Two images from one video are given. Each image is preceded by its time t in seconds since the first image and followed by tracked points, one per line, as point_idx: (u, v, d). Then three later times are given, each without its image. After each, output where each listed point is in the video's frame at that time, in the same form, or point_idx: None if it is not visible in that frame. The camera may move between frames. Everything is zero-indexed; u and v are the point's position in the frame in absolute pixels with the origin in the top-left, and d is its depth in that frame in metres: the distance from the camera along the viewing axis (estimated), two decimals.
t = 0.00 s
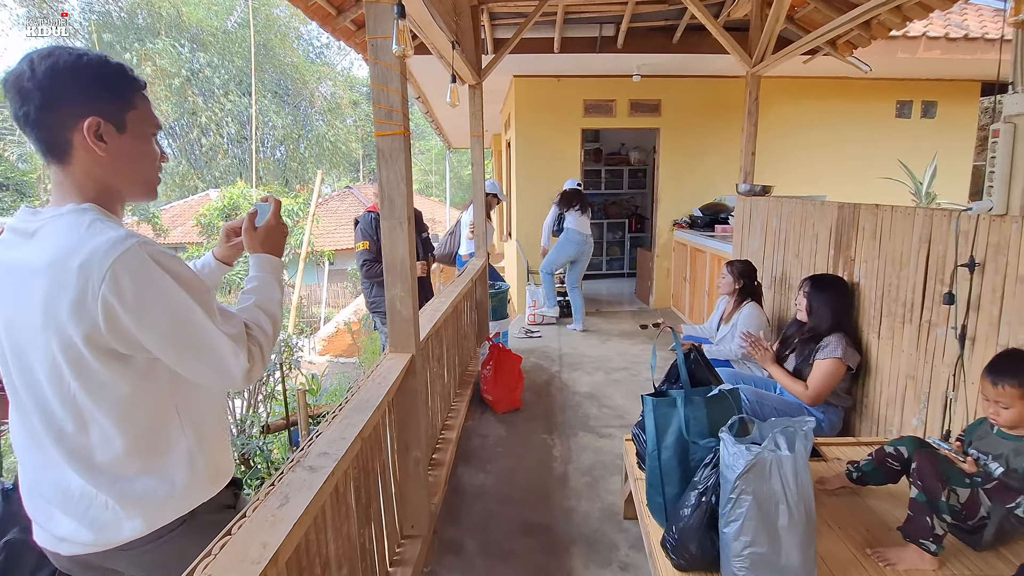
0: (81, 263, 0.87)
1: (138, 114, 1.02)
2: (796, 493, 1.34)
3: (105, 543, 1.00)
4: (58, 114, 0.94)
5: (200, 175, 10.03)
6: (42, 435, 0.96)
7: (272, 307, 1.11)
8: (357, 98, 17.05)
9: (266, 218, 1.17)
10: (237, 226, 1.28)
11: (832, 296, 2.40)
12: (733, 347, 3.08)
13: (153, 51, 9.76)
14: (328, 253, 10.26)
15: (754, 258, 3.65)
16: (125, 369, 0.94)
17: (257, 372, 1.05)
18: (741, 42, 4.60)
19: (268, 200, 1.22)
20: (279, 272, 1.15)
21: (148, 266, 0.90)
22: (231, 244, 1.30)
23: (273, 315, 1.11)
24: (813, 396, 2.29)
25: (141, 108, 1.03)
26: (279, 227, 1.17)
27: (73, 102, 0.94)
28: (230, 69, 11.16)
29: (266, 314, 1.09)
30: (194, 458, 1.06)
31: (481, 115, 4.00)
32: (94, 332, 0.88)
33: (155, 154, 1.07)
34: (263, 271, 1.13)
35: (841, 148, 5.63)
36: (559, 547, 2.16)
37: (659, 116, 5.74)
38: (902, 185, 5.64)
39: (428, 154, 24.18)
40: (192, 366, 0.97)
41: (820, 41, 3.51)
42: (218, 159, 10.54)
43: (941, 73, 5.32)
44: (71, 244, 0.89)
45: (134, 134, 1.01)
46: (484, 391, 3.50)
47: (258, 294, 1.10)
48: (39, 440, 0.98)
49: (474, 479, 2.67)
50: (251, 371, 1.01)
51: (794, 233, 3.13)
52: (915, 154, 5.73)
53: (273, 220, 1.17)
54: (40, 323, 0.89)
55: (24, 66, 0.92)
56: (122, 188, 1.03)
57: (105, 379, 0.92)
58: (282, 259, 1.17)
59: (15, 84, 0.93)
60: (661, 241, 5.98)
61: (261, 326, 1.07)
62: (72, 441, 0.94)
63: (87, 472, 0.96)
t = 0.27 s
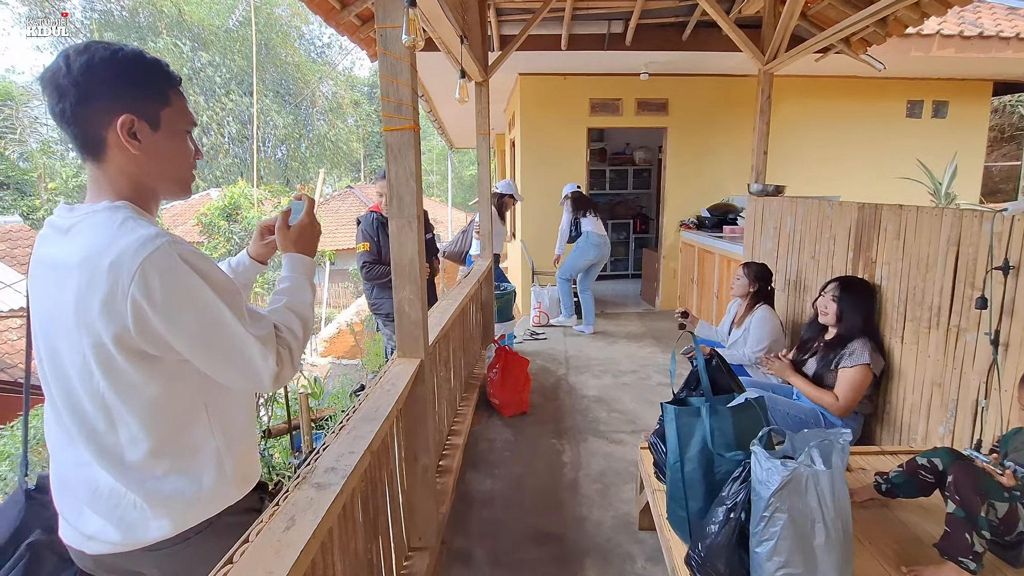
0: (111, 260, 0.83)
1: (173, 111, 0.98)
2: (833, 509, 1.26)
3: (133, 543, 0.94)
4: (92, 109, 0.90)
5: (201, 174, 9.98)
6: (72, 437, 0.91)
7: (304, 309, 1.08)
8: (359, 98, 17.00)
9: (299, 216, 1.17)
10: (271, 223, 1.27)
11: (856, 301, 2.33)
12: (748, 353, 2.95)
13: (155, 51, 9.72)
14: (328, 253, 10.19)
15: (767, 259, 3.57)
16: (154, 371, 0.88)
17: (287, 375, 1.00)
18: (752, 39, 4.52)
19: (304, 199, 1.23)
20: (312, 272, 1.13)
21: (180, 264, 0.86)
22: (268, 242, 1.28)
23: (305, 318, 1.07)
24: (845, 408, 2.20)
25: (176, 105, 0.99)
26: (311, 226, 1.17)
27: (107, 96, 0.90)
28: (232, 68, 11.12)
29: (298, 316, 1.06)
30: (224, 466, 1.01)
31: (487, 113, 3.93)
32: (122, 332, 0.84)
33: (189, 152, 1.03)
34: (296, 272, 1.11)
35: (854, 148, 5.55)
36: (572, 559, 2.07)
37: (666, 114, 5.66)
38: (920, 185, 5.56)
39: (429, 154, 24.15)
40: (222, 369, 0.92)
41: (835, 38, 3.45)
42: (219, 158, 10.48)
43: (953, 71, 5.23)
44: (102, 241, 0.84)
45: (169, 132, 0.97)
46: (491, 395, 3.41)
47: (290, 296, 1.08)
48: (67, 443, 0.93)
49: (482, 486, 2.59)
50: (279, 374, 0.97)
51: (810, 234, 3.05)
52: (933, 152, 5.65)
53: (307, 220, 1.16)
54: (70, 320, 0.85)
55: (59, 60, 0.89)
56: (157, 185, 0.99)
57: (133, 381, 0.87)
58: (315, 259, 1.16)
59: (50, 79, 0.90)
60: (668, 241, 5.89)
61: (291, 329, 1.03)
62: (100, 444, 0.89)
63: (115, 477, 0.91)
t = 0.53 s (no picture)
0: (171, 263, 0.86)
1: (232, 112, 1.04)
2: (871, 534, 1.19)
3: (188, 532, 0.98)
4: (158, 113, 0.97)
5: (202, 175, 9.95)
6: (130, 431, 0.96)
7: (354, 316, 1.13)
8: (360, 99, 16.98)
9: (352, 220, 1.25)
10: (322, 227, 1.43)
11: (878, 306, 2.25)
12: (762, 358, 2.92)
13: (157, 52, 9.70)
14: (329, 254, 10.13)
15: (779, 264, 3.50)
16: (209, 370, 0.92)
17: (334, 381, 1.04)
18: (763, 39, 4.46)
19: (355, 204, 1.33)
20: (361, 278, 1.20)
21: (235, 267, 0.89)
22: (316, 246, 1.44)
23: (353, 325, 1.12)
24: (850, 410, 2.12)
25: (234, 108, 1.04)
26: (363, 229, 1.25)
27: (170, 100, 0.96)
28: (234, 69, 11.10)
29: (345, 322, 1.11)
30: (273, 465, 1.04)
31: (494, 114, 3.86)
32: (180, 332, 0.87)
33: (246, 152, 1.09)
34: (344, 277, 1.18)
35: (864, 151, 5.54)
36: None
37: (674, 116, 5.59)
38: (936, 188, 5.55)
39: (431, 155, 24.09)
40: (274, 370, 0.96)
41: (850, 39, 3.38)
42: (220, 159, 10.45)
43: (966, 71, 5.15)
44: (163, 243, 0.88)
45: (227, 134, 1.04)
46: (498, 402, 3.33)
47: (339, 301, 1.14)
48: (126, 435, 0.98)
49: (490, 497, 2.52)
50: (327, 380, 1.00)
51: (825, 238, 2.98)
52: (950, 153, 5.61)
53: (359, 223, 1.24)
54: (131, 319, 0.89)
55: (127, 64, 0.96)
56: (215, 186, 1.06)
57: (188, 380, 0.91)
58: (364, 264, 1.23)
59: (119, 82, 0.96)
60: (674, 244, 5.82)
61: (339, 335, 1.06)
62: (156, 438, 0.94)
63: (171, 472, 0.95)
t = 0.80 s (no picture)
0: (226, 267, 0.94)
1: (289, 114, 1.12)
2: (898, 558, 1.12)
3: (232, 524, 1.07)
4: (218, 114, 1.04)
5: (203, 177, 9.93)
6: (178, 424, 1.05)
7: (397, 317, 1.24)
8: (360, 100, 16.93)
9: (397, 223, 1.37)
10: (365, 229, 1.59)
11: (896, 312, 2.18)
12: (773, 362, 2.86)
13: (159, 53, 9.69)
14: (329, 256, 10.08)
15: (787, 267, 3.44)
16: (256, 369, 1.01)
17: (377, 383, 1.14)
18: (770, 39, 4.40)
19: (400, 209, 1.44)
20: (404, 280, 1.30)
21: (285, 273, 0.96)
22: (357, 246, 1.61)
23: (397, 326, 1.23)
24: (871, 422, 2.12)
25: (289, 110, 1.12)
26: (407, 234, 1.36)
27: (232, 102, 1.04)
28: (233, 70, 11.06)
29: (389, 324, 1.21)
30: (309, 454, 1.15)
31: (497, 115, 3.80)
32: (233, 334, 0.95)
33: (299, 151, 1.17)
34: (390, 280, 1.28)
35: (874, 152, 5.50)
36: None
37: (677, 117, 5.53)
38: (949, 190, 5.50)
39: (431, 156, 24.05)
40: (319, 371, 1.04)
41: (860, 38, 3.33)
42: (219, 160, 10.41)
43: (974, 71, 5.09)
44: (217, 248, 0.95)
45: (282, 135, 1.11)
46: (501, 408, 3.26)
47: (384, 303, 1.24)
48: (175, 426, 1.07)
49: (495, 508, 2.45)
50: (370, 383, 1.10)
51: (837, 241, 2.92)
52: (964, 151, 5.56)
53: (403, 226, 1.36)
54: (184, 320, 0.97)
55: (191, 63, 1.03)
56: (269, 187, 1.14)
57: (237, 379, 0.99)
58: (406, 267, 1.34)
59: (183, 81, 1.03)
60: (678, 246, 5.77)
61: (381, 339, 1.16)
62: (205, 431, 1.03)
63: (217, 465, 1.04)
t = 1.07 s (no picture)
0: (245, 268, 0.95)
1: (314, 108, 1.14)
2: None
3: (218, 539, 1.09)
4: (240, 107, 1.06)
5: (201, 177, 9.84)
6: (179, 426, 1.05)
7: (419, 323, 1.24)
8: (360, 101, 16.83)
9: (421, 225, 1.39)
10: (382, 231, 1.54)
11: (914, 318, 2.12)
12: (781, 368, 2.77)
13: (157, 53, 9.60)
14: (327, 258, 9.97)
15: (794, 270, 3.35)
16: (266, 373, 1.02)
17: (400, 389, 1.15)
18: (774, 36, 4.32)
19: (423, 209, 1.44)
20: (427, 285, 1.33)
21: (304, 276, 0.97)
22: (374, 248, 1.57)
23: (420, 331, 1.24)
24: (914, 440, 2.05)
25: (313, 105, 1.13)
26: (431, 237, 1.39)
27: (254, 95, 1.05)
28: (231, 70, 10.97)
29: (411, 329, 1.22)
30: (309, 464, 1.16)
31: (496, 114, 3.71)
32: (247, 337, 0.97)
33: (320, 148, 1.18)
34: (413, 284, 1.31)
35: (880, 153, 5.46)
36: None
37: (679, 116, 5.45)
38: (961, 190, 5.43)
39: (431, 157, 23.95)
40: (335, 375, 1.06)
41: (868, 35, 3.25)
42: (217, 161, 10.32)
43: (981, 69, 5.01)
44: (235, 248, 0.96)
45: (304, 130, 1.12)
46: (500, 415, 3.17)
47: (406, 308, 1.25)
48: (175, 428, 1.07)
49: (494, 520, 2.36)
50: (391, 392, 1.11)
51: (846, 243, 2.83)
52: (978, 149, 5.49)
53: (427, 229, 1.38)
54: (197, 320, 0.98)
55: (214, 53, 1.04)
56: (287, 184, 1.15)
57: (246, 383, 1.00)
58: (430, 271, 1.36)
59: (206, 73, 1.05)
60: (680, 248, 5.68)
61: (402, 345, 1.16)
62: (206, 437, 1.03)
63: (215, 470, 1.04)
